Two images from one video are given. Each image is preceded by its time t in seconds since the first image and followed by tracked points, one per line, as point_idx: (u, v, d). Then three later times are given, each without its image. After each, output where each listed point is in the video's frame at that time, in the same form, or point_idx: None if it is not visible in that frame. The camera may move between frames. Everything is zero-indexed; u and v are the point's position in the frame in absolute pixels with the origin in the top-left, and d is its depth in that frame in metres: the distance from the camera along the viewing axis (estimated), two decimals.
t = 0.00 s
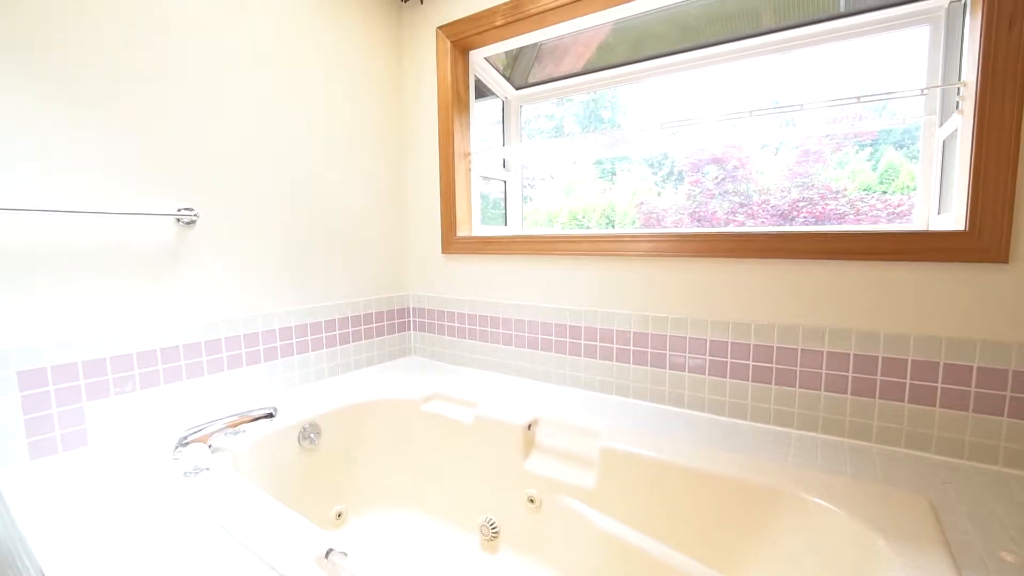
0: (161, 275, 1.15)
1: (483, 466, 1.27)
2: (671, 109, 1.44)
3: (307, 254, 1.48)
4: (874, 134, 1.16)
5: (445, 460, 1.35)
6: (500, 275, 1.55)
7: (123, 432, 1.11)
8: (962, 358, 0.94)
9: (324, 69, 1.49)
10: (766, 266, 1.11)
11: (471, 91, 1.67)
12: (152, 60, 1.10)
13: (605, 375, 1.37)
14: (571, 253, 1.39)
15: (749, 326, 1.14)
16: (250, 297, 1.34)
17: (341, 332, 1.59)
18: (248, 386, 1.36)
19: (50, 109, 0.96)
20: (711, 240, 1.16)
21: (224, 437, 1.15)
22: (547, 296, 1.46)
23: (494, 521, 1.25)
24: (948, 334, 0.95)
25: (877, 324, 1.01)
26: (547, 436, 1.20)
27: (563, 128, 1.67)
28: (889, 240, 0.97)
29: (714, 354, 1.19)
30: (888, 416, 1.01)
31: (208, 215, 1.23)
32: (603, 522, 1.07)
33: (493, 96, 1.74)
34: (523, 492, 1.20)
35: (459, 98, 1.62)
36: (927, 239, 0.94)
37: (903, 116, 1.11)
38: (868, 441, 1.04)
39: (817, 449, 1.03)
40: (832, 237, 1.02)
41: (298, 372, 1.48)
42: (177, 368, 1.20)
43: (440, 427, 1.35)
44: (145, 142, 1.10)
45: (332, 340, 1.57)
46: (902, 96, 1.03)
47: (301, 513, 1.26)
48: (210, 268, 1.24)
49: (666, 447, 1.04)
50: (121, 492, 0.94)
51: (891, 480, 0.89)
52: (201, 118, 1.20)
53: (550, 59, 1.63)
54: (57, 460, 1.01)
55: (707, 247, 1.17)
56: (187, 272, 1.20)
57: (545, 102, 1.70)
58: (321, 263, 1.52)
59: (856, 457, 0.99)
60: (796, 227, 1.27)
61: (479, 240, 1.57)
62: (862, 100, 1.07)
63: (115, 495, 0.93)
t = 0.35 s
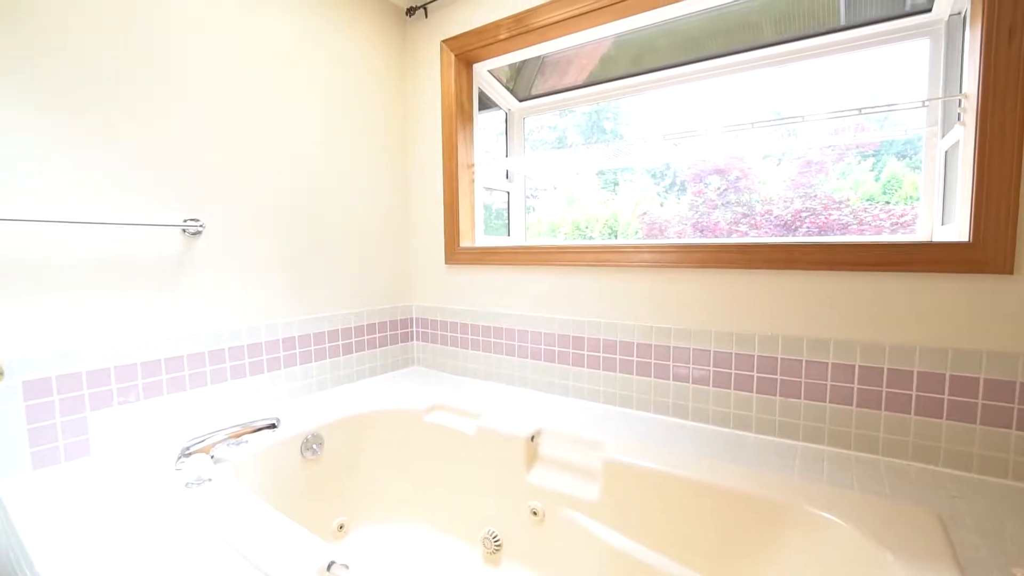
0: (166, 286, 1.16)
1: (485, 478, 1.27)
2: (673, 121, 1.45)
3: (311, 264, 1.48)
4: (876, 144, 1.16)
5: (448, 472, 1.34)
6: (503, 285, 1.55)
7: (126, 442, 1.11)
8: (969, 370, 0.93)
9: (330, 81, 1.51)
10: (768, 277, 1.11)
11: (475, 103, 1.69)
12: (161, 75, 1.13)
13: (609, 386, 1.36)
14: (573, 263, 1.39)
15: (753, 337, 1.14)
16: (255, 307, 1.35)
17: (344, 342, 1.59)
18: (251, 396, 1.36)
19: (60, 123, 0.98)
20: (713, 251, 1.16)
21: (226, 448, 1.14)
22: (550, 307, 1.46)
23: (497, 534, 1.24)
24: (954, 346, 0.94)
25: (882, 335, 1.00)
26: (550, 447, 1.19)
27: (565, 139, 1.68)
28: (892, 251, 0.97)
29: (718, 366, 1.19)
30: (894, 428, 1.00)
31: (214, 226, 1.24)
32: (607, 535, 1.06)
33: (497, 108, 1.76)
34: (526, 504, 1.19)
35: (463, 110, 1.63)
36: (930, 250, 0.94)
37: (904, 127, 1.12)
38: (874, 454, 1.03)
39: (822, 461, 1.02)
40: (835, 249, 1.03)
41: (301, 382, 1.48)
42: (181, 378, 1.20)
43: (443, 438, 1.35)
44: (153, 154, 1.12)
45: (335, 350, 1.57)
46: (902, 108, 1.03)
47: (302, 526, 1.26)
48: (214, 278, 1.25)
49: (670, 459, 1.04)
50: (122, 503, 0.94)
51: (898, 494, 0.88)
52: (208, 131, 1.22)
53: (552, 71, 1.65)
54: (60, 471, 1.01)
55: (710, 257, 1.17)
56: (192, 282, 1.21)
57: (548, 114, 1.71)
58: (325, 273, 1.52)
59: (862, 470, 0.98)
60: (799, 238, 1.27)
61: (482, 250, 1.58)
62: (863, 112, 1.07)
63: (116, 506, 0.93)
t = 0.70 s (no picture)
0: (171, 298, 1.17)
1: (487, 492, 1.26)
2: (675, 134, 1.46)
3: (315, 276, 1.49)
4: (878, 156, 1.16)
5: (450, 486, 1.33)
6: (505, 298, 1.56)
7: (128, 455, 1.11)
8: (976, 384, 0.92)
9: (335, 96, 1.53)
10: (771, 291, 1.11)
11: (479, 117, 1.71)
12: (169, 91, 1.15)
13: (612, 399, 1.36)
14: (576, 276, 1.39)
15: (758, 350, 1.13)
16: (258, 320, 1.35)
17: (347, 355, 1.59)
18: (254, 409, 1.36)
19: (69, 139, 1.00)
20: (716, 264, 1.16)
21: (229, 461, 1.14)
22: (553, 319, 1.46)
23: (499, 549, 1.23)
24: (960, 360, 0.94)
25: (886, 350, 1.00)
26: (553, 462, 1.18)
27: (568, 152, 1.70)
28: (894, 264, 0.97)
29: (722, 380, 1.18)
30: (902, 443, 0.99)
31: (219, 238, 1.25)
32: (611, 551, 1.05)
33: (499, 122, 1.78)
34: (529, 519, 1.18)
35: (467, 124, 1.65)
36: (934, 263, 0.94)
37: (906, 140, 1.12)
38: (882, 469, 1.02)
39: (829, 477, 1.01)
40: (837, 262, 1.03)
41: (304, 395, 1.48)
42: (184, 391, 1.21)
43: (445, 452, 1.34)
44: (160, 168, 1.14)
45: (338, 362, 1.57)
46: (903, 121, 1.04)
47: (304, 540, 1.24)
48: (219, 291, 1.26)
49: (675, 474, 1.03)
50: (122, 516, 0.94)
51: (907, 511, 0.87)
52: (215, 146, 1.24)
53: (555, 85, 1.66)
54: (61, 483, 1.01)
55: (712, 270, 1.17)
56: (196, 295, 1.21)
57: (550, 127, 1.73)
58: (329, 285, 1.53)
59: (870, 485, 0.97)
60: (803, 250, 1.27)
61: (485, 263, 1.58)
62: (864, 127, 1.09)
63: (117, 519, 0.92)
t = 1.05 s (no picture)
0: (176, 310, 1.17)
1: (490, 506, 1.25)
2: (677, 148, 1.47)
3: (318, 288, 1.50)
4: (880, 168, 1.17)
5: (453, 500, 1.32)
6: (508, 309, 1.56)
7: (130, 467, 1.11)
8: (984, 397, 0.92)
9: (341, 111, 1.55)
10: (774, 303, 1.11)
11: (482, 130, 1.72)
12: (180, 110, 1.17)
13: (616, 412, 1.35)
14: (579, 288, 1.40)
15: (762, 363, 1.13)
16: (262, 331, 1.36)
17: (350, 366, 1.59)
18: (256, 421, 1.35)
19: (79, 154, 1.01)
20: (719, 277, 1.17)
21: (231, 474, 1.13)
22: (556, 331, 1.46)
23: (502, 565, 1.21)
24: (966, 373, 0.93)
25: (891, 363, 0.99)
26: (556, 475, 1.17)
27: (571, 164, 1.71)
28: (898, 277, 0.97)
29: (726, 393, 1.17)
30: (909, 457, 0.98)
31: (224, 251, 1.26)
32: (616, 567, 1.03)
33: (502, 135, 1.80)
34: (532, 534, 1.16)
35: (470, 137, 1.67)
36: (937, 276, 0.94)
37: (907, 152, 1.13)
38: (889, 484, 1.00)
39: (835, 491, 1.00)
40: (840, 275, 1.03)
41: (306, 407, 1.47)
42: (187, 402, 1.21)
43: (448, 465, 1.33)
44: (167, 182, 1.15)
45: (341, 374, 1.57)
46: (905, 135, 1.04)
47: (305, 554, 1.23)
48: (223, 302, 1.27)
49: (680, 489, 1.02)
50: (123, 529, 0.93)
51: (916, 527, 0.86)
52: (222, 160, 1.26)
53: (557, 99, 1.68)
54: (63, 496, 1.01)
55: (716, 283, 1.17)
56: (201, 307, 1.22)
57: (553, 140, 1.75)
58: (333, 296, 1.54)
59: (877, 501, 0.96)
60: (806, 261, 1.27)
61: (488, 275, 1.59)
62: (865, 140, 1.09)
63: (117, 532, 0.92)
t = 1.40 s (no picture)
0: (180, 322, 1.18)
1: (493, 520, 1.23)
2: (679, 161, 1.48)
3: (322, 299, 1.50)
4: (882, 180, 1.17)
5: (455, 514, 1.31)
6: (511, 321, 1.56)
7: (131, 479, 1.10)
8: (991, 411, 0.91)
9: (345, 125, 1.57)
10: (777, 316, 1.11)
11: (485, 143, 1.74)
12: (187, 123, 1.19)
13: (619, 425, 1.34)
14: (581, 300, 1.40)
15: (766, 376, 1.12)
16: (265, 343, 1.36)
17: (352, 378, 1.59)
18: (258, 434, 1.35)
19: (87, 167, 1.03)
20: (721, 289, 1.17)
21: (232, 487, 1.13)
22: (558, 344, 1.46)
23: None
24: (973, 387, 0.92)
25: (896, 376, 0.99)
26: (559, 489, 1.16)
27: (573, 176, 1.72)
28: (901, 290, 0.97)
29: (730, 406, 1.17)
30: (916, 471, 0.97)
31: (228, 263, 1.27)
32: None
33: (505, 148, 1.81)
34: (535, 549, 1.15)
35: (473, 151, 1.68)
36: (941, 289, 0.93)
37: (908, 164, 1.14)
38: (896, 498, 0.99)
39: (841, 506, 0.99)
40: (843, 287, 1.02)
41: (308, 419, 1.47)
42: (190, 414, 1.21)
43: (450, 478, 1.32)
44: (174, 195, 1.17)
45: (343, 387, 1.57)
46: (906, 148, 1.05)
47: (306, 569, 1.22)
48: (227, 314, 1.27)
49: (683, 503, 1.01)
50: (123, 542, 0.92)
51: (925, 543, 0.84)
52: (228, 173, 1.27)
53: (560, 112, 1.70)
54: (64, 508, 1.00)
55: (719, 295, 1.17)
56: (205, 318, 1.23)
57: (555, 153, 1.76)
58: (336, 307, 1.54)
59: (885, 516, 0.94)
60: (809, 273, 1.27)
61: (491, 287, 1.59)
62: (865, 153, 1.10)
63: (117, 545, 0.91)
